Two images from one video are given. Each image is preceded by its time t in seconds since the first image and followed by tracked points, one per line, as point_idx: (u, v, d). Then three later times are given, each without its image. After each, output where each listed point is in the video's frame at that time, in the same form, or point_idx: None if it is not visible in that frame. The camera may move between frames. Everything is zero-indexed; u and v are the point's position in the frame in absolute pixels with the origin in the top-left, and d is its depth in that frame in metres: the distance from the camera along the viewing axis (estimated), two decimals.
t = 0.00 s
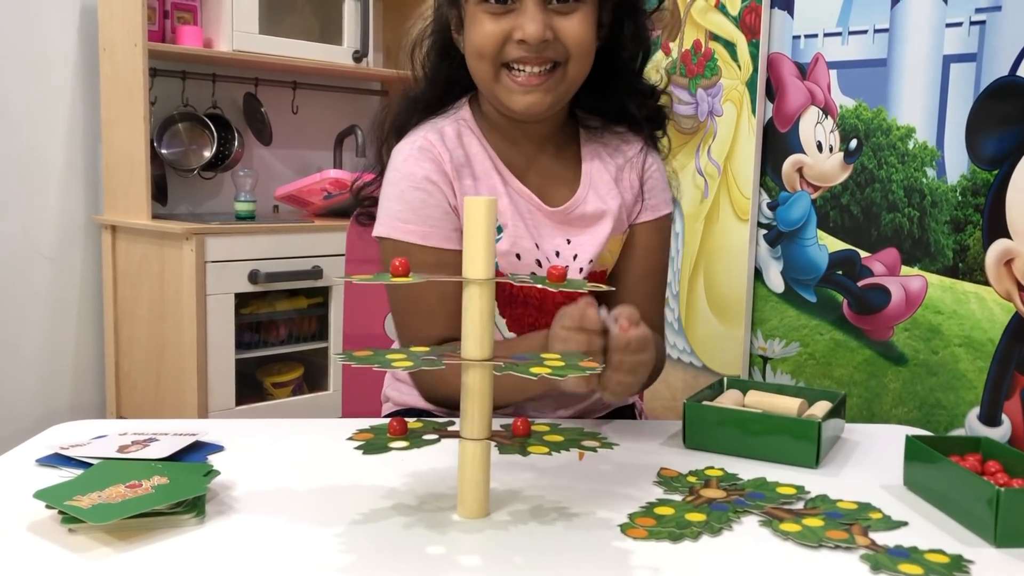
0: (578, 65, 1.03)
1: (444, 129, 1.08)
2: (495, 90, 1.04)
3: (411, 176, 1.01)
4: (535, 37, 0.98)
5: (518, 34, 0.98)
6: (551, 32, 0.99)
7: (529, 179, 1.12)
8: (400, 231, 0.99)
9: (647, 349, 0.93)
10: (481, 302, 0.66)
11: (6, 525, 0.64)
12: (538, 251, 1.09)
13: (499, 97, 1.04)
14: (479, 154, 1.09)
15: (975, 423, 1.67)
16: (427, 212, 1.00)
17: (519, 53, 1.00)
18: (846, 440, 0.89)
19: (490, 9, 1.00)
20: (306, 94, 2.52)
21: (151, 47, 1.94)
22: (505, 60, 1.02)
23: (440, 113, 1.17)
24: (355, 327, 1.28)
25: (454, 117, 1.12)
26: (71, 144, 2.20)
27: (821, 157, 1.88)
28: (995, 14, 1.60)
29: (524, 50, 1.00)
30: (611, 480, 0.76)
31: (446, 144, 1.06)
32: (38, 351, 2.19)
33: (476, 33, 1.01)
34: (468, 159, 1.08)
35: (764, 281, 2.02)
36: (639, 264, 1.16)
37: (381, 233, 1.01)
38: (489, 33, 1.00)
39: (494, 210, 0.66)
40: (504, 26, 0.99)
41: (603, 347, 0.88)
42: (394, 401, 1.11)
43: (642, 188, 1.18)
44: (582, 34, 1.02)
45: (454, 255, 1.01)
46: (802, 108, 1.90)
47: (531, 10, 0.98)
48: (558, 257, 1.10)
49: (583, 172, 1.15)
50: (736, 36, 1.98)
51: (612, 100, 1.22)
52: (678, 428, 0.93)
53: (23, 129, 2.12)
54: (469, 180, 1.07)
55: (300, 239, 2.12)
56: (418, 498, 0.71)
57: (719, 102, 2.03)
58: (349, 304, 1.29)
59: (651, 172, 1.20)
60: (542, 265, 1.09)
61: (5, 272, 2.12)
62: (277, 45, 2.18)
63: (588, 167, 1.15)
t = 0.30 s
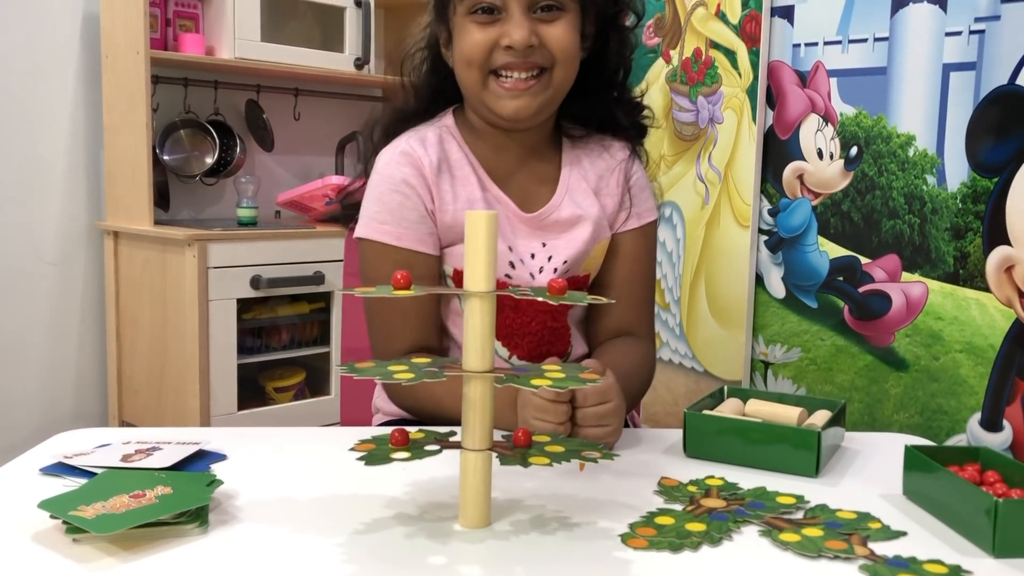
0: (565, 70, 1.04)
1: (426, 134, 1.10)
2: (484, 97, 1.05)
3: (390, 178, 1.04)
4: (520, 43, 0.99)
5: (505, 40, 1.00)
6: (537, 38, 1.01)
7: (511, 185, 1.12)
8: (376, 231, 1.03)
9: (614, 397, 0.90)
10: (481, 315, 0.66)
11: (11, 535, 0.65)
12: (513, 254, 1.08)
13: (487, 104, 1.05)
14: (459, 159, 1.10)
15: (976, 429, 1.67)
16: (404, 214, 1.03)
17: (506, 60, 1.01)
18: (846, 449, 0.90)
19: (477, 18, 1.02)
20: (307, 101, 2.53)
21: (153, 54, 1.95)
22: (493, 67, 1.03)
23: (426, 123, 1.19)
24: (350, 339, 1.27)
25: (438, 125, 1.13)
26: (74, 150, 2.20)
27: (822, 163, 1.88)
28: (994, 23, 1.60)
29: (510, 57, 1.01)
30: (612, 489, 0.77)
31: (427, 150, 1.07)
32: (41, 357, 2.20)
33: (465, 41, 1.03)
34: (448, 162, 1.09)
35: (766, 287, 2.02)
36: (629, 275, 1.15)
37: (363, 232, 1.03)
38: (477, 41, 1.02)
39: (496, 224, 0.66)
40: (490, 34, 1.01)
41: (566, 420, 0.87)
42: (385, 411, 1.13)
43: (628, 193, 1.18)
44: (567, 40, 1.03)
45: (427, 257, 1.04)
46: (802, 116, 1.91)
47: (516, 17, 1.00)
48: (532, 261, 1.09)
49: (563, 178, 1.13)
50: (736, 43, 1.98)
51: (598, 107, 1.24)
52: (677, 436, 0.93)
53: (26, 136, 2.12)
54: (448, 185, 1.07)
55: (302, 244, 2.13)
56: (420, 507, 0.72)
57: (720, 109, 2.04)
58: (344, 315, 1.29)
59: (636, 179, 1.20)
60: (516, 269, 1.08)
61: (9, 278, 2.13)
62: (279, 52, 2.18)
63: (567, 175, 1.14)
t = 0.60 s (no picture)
0: (547, 75, 1.05)
1: (411, 147, 1.13)
2: (470, 109, 1.07)
3: (374, 187, 1.07)
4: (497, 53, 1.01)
5: (483, 51, 1.02)
6: (514, 47, 1.02)
7: (499, 194, 1.13)
8: (365, 238, 1.05)
9: (612, 404, 0.91)
10: (483, 325, 0.67)
11: (18, 543, 0.66)
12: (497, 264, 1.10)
13: (473, 116, 1.07)
14: (442, 169, 1.12)
15: (975, 435, 1.68)
16: (389, 220, 1.06)
17: (487, 70, 1.03)
18: (843, 456, 0.91)
19: (456, 34, 1.04)
20: (309, 108, 2.54)
21: (156, 62, 1.96)
22: (476, 79, 1.04)
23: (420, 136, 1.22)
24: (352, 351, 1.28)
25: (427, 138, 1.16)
26: (77, 158, 2.21)
27: (821, 171, 1.90)
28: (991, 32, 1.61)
29: (489, 67, 1.03)
30: (612, 498, 0.78)
31: (410, 160, 1.10)
32: (44, 364, 2.21)
33: (446, 56, 1.05)
34: (431, 174, 1.11)
35: (765, 293, 2.03)
36: (625, 280, 1.15)
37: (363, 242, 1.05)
38: (457, 55, 1.04)
39: (496, 237, 0.67)
40: (469, 48, 1.02)
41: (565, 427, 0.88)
42: (380, 418, 1.15)
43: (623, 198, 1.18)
44: (546, 45, 1.04)
45: (420, 264, 1.06)
46: (801, 124, 1.92)
47: (491, 29, 1.02)
48: (515, 271, 1.10)
49: (550, 191, 1.14)
50: (736, 51, 2.00)
51: (586, 116, 1.25)
52: (677, 445, 0.94)
53: (29, 144, 2.14)
54: (430, 193, 1.09)
55: (304, 251, 2.14)
56: (422, 515, 0.73)
57: (719, 117, 2.06)
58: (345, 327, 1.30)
59: (630, 179, 1.20)
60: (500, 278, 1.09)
61: (12, 285, 2.14)
62: (280, 60, 2.20)
63: (557, 187, 1.15)
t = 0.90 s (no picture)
0: (531, 85, 1.07)
1: (404, 158, 1.14)
2: (455, 114, 1.09)
3: (368, 197, 1.08)
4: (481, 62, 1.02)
5: (469, 59, 1.03)
6: (499, 56, 1.03)
7: (493, 201, 1.14)
8: (361, 248, 1.07)
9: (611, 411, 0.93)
10: (485, 335, 0.68)
11: (30, 550, 0.67)
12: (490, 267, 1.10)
13: (459, 120, 1.09)
14: (436, 178, 1.13)
15: (973, 440, 1.69)
16: (383, 229, 1.07)
17: (472, 78, 1.05)
18: (839, 463, 0.92)
19: (446, 40, 1.05)
20: (311, 115, 2.56)
21: (160, 70, 1.98)
22: (462, 85, 1.06)
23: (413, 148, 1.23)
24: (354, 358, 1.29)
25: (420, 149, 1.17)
26: (80, 164, 2.23)
27: (820, 177, 1.91)
28: (988, 41, 1.63)
29: (475, 75, 1.04)
30: (611, 504, 0.79)
31: (404, 171, 1.11)
32: (46, 368, 2.22)
33: (435, 61, 1.07)
34: (424, 181, 1.12)
35: (764, 298, 2.04)
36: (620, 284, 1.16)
37: (364, 251, 1.06)
38: (445, 61, 1.05)
39: (498, 249, 0.68)
40: (455, 55, 1.04)
41: (561, 437, 0.90)
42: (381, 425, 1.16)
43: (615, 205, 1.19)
44: (531, 56, 1.05)
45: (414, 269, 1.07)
46: (799, 131, 1.94)
47: (478, 38, 1.03)
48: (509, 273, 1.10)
49: (544, 196, 1.15)
50: (734, 58, 2.01)
51: (576, 126, 1.26)
52: (676, 451, 0.95)
53: (33, 150, 2.15)
54: (425, 202, 1.10)
55: (307, 257, 2.15)
56: (424, 522, 0.74)
57: (718, 124, 2.07)
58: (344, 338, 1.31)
59: (621, 187, 1.21)
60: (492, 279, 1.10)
61: (15, 290, 2.16)
62: (282, 67, 2.21)
63: (551, 195, 1.15)
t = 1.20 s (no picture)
0: (538, 85, 1.08)
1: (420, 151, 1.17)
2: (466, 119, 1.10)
3: (385, 183, 1.10)
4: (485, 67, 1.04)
5: (473, 66, 1.05)
6: (503, 60, 1.05)
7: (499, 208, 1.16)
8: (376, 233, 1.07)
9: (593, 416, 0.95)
10: (486, 344, 0.70)
11: (41, 554, 0.69)
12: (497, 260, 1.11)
13: (470, 125, 1.10)
14: (451, 172, 1.15)
15: (971, 443, 1.70)
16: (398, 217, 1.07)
17: (479, 84, 1.06)
18: (836, 468, 0.93)
19: (450, 49, 1.07)
20: (313, 120, 2.58)
21: (163, 76, 1.99)
22: (469, 91, 1.08)
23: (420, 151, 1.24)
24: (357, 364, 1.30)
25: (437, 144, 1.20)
26: (84, 170, 2.25)
27: (819, 182, 1.92)
28: (984, 48, 1.64)
29: (480, 80, 1.06)
30: (611, 509, 0.81)
31: (420, 163, 1.14)
32: (50, 372, 2.24)
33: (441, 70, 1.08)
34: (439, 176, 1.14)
35: (763, 302, 2.06)
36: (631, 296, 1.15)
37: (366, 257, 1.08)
38: (450, 69, 1.07)
39: (500, 258, 0.70)
40: (461, 62, 1.06)
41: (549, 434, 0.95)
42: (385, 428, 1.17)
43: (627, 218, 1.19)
44: (535, 57, 1.07)
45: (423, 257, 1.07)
46: (799, 136, 1.95)
47: (481, 44, 1.05)
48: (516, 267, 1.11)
49: (557, 200, 1.15)
50: (734, 64, 2.03)
51: (584, 127, 1.28)
52: (674, 456, 0.97)
53: (38, 156, 2.17)
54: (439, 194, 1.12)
55: (309, 261, 2.17)
56: (427, 526, 0.75)
57: (718, 130, 2.09)
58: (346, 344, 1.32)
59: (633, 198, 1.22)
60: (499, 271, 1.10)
61: (19, 294, 2.18)
62: (285, 73, 2.23)
63: (562, 199, 1.16)
